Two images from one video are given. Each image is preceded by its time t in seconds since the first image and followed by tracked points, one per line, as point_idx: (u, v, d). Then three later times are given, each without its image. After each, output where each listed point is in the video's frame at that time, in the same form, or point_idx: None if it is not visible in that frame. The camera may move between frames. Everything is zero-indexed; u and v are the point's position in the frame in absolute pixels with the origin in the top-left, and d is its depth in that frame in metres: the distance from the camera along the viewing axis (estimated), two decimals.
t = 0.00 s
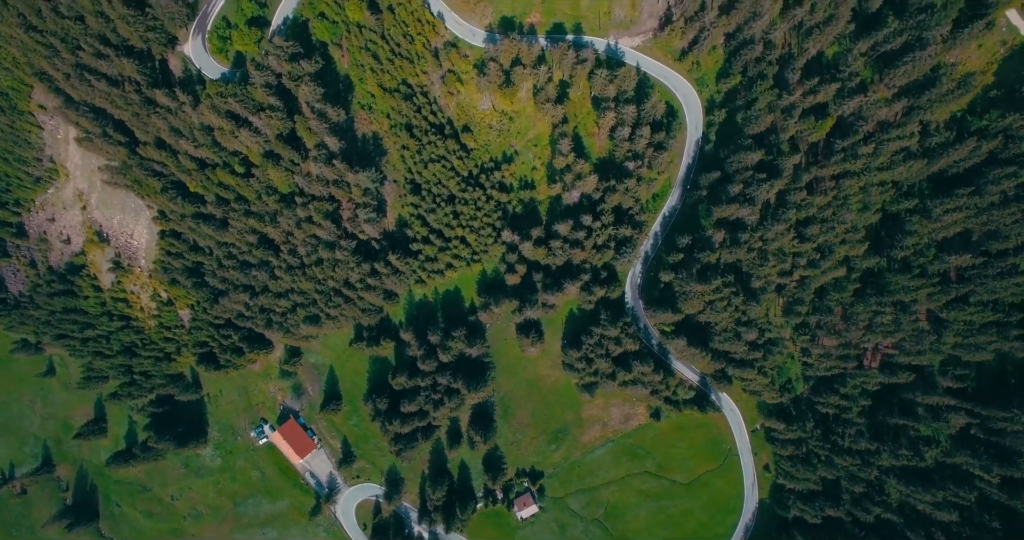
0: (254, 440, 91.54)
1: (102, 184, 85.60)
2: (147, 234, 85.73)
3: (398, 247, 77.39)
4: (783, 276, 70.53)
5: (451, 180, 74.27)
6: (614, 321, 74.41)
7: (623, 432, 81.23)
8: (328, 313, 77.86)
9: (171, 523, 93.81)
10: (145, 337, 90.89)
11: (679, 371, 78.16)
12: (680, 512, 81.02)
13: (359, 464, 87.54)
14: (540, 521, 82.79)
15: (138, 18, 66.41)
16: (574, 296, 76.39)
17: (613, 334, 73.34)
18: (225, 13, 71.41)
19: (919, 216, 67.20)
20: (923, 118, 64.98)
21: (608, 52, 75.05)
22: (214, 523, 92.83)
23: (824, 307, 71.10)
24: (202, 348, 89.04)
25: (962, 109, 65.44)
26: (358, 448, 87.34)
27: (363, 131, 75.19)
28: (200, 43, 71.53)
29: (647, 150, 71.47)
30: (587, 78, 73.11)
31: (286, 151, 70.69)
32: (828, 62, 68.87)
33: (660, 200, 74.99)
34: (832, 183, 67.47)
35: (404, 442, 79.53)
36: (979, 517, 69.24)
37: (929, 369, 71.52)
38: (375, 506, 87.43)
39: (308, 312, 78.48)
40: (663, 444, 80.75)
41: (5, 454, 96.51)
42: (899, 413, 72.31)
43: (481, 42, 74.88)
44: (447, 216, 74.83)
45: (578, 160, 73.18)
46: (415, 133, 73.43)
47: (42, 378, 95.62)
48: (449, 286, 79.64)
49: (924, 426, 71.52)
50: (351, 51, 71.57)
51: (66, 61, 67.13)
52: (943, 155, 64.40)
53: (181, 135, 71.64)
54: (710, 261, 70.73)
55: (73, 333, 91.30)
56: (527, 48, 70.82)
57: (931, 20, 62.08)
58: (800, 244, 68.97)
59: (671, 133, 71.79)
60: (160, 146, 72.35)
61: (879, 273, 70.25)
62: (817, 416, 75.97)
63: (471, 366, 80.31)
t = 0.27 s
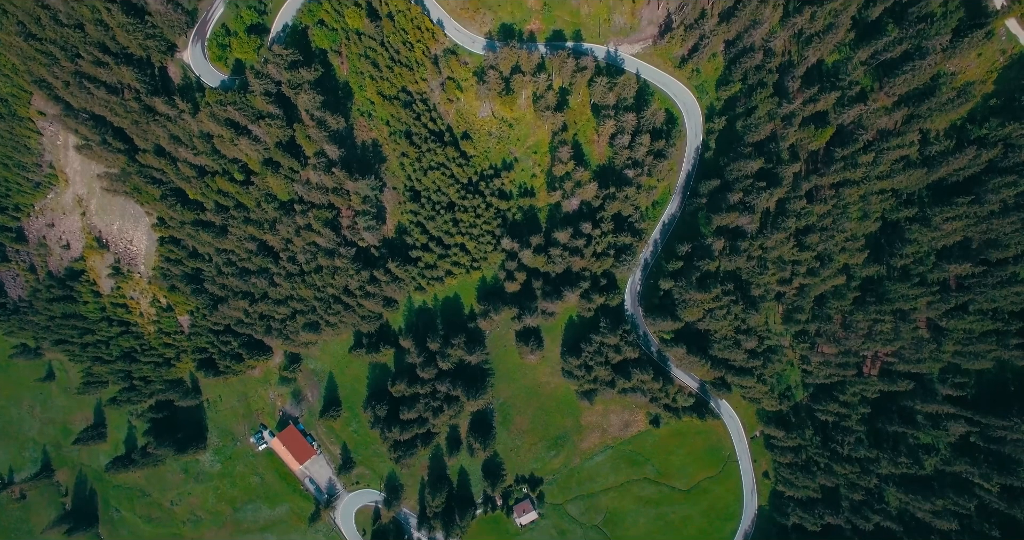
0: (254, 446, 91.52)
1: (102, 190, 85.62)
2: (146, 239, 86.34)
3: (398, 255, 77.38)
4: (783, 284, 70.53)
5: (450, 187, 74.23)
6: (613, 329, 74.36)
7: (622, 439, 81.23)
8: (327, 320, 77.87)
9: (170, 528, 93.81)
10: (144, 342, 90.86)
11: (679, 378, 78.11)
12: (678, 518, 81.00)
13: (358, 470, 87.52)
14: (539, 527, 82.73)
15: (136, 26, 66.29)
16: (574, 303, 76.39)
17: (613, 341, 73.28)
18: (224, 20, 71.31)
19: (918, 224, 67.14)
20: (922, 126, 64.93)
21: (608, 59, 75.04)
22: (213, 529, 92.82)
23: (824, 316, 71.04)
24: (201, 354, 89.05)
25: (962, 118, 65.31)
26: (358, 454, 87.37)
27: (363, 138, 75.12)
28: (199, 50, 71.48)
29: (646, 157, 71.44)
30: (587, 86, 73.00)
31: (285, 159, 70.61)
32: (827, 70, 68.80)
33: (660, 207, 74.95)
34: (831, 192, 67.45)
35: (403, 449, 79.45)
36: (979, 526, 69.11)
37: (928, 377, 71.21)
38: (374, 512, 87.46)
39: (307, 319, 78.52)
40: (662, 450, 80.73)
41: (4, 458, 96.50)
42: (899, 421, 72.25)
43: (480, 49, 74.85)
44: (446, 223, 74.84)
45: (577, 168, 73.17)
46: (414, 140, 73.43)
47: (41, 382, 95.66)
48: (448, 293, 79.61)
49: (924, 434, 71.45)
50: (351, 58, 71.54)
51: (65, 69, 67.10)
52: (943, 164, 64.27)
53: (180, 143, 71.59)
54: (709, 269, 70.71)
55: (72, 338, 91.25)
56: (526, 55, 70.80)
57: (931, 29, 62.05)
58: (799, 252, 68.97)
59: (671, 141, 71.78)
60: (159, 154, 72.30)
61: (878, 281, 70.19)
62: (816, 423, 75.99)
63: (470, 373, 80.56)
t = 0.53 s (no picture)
0: (253, 453, 91.50)
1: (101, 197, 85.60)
2: (145, 246, 86.54)
3: (397, 263, 77.34)
4: (782, 293, 70.46)
5: (449, 196, 74.16)
6: (612, 338, 74.31)
7: (622, 446, 81.21)
8: (327, 328, 77.86)
9: (170, 534, 93.82)
10: (143, 349, 90.79)
11: (678, 386, 78.03)
12: (678, 526, 80.98)
13: (358, 477, 87.51)
14: (539, 535, 82.70)
15: (135, 35, 66.16)
16: (573, 312, 76.32)
17: (612, 350, 73.24)
18: (223, 29, 71.20)
19: (918, 234, 67.05)
20: (922, 136, 64.89)
21: (607, 67, 74.98)
22: (212, 535, 92.84)
23: (823, 325, 71.00)
24: (201, 360, 89.03)
25: (961, 127, 65.24)
26: (357, 461, 87.37)
27: (362, 146, 75.04)
28: (198, 59, 71.40)
29: (646, 166, 71.38)
30: (586, 94, 72.88)
31: (284, 168, 70.50)
32: (827, 79, 68.71)
33: (659, 215, 74.87)
34: (831, 202, 67.41)
35: (402, 457, 79.38)
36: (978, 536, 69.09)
37: (927, 386, 71.19)
38: (374, 519, 87.49)
39: (306, 327, 78.52)
40: (661, 458, 80.70)
41: (3, 464, 96.47)
42: (898, 429, 72.33)
43: (479, 57, 74.76)
44: (446, 231, 74.77)
45: (577, 177, 73.09)
46: (413, 148, 73.36)
47: (41, 388, 95.61)
48: (448, 301, 79.58)
49: (923, 443, 71.51)
50: (350, 66, 71.39)
51: (64, 78, 67.05)
52: (943, 174, 64.17)
53: (179, 151, 71.50)
54: (708, 279, 70.66)
55: (71, 345, 91.16)
56: (526, 64, 70.69)
57: (930, 39, 62.09)
58: (798, 262, 68.94)
59: (670, 150, 71.69)
60: (158, 162, 72.21)
61: (877, 290, 70.14)
62: (815, 432, 75.95)
63: (469, 381, 80.48)
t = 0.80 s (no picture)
0: (252, 459, 91.47)
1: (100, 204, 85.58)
2: (144, 253, 86.57)
3: (396, 271, 77.31)
4: (782, 302, 70.43)
5: (449, 204, 74.12)
6: (612, 347, 74.27)
7: (621, 454, 81.17)
8: (326, 336, 77.87)
9: None
10: (143, 355, 90.75)
11: (677, 394, 77.98)
12: (677, 533, 80.95)
13: (357, 484, 87.50)
14: None
15: (134, 45, 66.04)
16: (573, 320, 76.28)
17: (611, 359, 73.20)
18: (222, 37, 71.14)
19: (917, 243, 66.99)
20: (922, 146, 64.84)
21: (607, 75, 74.89)
22: None
23: (823, 334, 70.93)
24: (200, 368, 89.02)
25: (961, 137, 65.19)
26: (357, 468, 87.37)
27: (361, 155, 74.99)
28: (198, 67, 71.34)
29: (645, 175, 71.34)
30: (586, 103, 72.79)
31: (283, 177, 70.40)
32: (827, 88, 68.69)
33: (659, 224, 74.82)
34: (831, 212, 67.35)
35: (402, 465, 79.34)
36: None
37: (927, 394, 71.16)
38: (373, 526, 87.48)
39: (306, 335, 78.52)
40: (661, 465, 80.66)
41: (3, 469, 96.48)
42: (897, 438, 72.29)
43: (479, 66, 74.69)
44: (445, 240, 74.77)
45: (576, 185, 73.04)
46: (413, 157, 73.31)
47: (40, 394, 95.58)
48: (447, 309, 79.55)
49: (923, 452, 71.44)
50: (349, 75, 71.37)
51: (63, 87, 67.01)
52: (943, 184, 64.13)
53: (178, 160, 71.45)
54: (708, 288, 70.65)
55: (70, 351, 91.14)
56: (525, 73, 70.58)
57: (930, 50, 62.06)
58: (798, 271, 68.90)
59: (670, 159, 71.62)
60: (157, 171, 72.16)
61: (877, 299, 70.08)
62: (814, 440, 75.90)
63: (469, 390, 80.54)
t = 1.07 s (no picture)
0: (252, 465, 91.44)
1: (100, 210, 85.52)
2: (144, 259, 86.54)
3: (396, 278, 77.25)
4: (781, 310, 70.41)
5: (448, 211, 74.03)
6: (611, 354, 74.23)
7: (621, 460, 81.12)
8: (325, 343, 77.89)
9: None
10: (142, 361, 90.71)
11: (677, 401, 77.88)
12: None
13: (357, 490, 87.47)
14: None
15: (133, 53, 66.00)
16: (572, 327, 76.26)
17: (611, 367, 73.19)
18: (221, 44, 71.04)
19: (917, 251, 66.93)
20: (922, 154, 64.80)
21: (607, 82, 74.79)
22: None
23: (823, 342, 70.87)
24: (200, 373, 88.99)
25: (961, 145, 65.15)
26: (357, 474, 87.30)
27: (361, 161, 74.88)
28: (197, 74, 71.22)
29: (645, 183, 71.28)
30: (586, 110, 72.70)
31: (282, 185, 70.30)
32: (827, 96, 68.62)
33: (658, 231, 74.74)
34: (831, 220, 67.26)
35: (401, 472, 79.28)
36: None
37: (926, 402, 71.18)
38: (372, 532, 87.45)
39: (305, 342, 78.54)
40: (660, 472, 80.61)
41: (2, 474, 96.46)
42: (897, 446, 72.27)
43: (478, 72, 74.59)
44: (444, 247, 74.74)
45: (576, 193, 72.98)
46: (412, 164, 73.30)
47: (39, 398, 95.55)
48: (446, 316, 79.53)
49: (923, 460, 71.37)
50: (348, 82, 71.33)
51: (62, 95, 67.01)
52: (942, 193, 64.10)
53: (177, 168, 71.40)
54: (707, 296, 70.64)
55: (70, 356, 91.10)
56: (524, 80, 70.51)
57: (930, 59, 62.09)
58: (798, 279, 68.87)
59: (669, 166, 71.55)
60: (156, 178, 72.12)
61: (877, 307, 70.03)
62: (814, 447, 75.87)
63: (468, 397, 80.53)
